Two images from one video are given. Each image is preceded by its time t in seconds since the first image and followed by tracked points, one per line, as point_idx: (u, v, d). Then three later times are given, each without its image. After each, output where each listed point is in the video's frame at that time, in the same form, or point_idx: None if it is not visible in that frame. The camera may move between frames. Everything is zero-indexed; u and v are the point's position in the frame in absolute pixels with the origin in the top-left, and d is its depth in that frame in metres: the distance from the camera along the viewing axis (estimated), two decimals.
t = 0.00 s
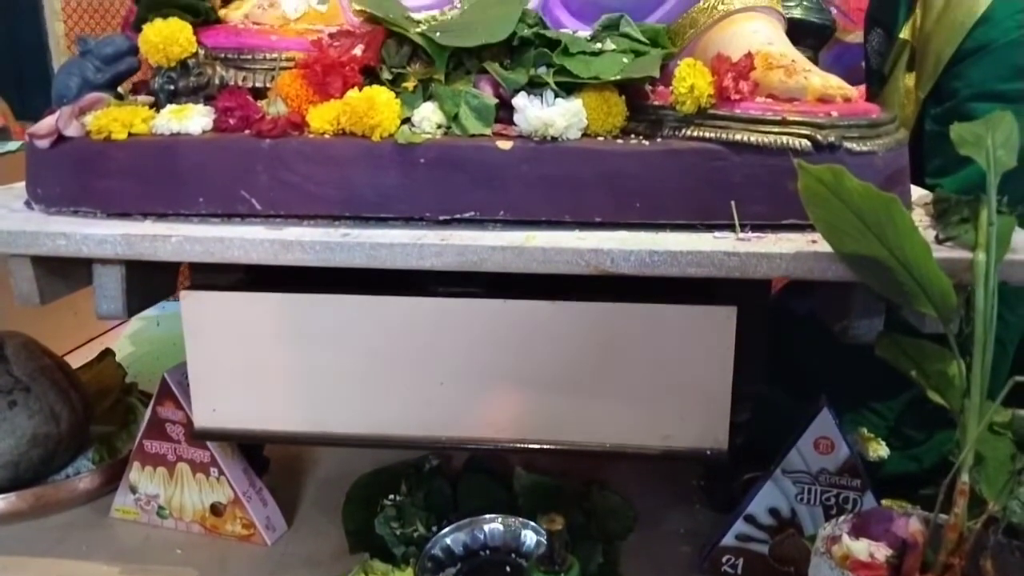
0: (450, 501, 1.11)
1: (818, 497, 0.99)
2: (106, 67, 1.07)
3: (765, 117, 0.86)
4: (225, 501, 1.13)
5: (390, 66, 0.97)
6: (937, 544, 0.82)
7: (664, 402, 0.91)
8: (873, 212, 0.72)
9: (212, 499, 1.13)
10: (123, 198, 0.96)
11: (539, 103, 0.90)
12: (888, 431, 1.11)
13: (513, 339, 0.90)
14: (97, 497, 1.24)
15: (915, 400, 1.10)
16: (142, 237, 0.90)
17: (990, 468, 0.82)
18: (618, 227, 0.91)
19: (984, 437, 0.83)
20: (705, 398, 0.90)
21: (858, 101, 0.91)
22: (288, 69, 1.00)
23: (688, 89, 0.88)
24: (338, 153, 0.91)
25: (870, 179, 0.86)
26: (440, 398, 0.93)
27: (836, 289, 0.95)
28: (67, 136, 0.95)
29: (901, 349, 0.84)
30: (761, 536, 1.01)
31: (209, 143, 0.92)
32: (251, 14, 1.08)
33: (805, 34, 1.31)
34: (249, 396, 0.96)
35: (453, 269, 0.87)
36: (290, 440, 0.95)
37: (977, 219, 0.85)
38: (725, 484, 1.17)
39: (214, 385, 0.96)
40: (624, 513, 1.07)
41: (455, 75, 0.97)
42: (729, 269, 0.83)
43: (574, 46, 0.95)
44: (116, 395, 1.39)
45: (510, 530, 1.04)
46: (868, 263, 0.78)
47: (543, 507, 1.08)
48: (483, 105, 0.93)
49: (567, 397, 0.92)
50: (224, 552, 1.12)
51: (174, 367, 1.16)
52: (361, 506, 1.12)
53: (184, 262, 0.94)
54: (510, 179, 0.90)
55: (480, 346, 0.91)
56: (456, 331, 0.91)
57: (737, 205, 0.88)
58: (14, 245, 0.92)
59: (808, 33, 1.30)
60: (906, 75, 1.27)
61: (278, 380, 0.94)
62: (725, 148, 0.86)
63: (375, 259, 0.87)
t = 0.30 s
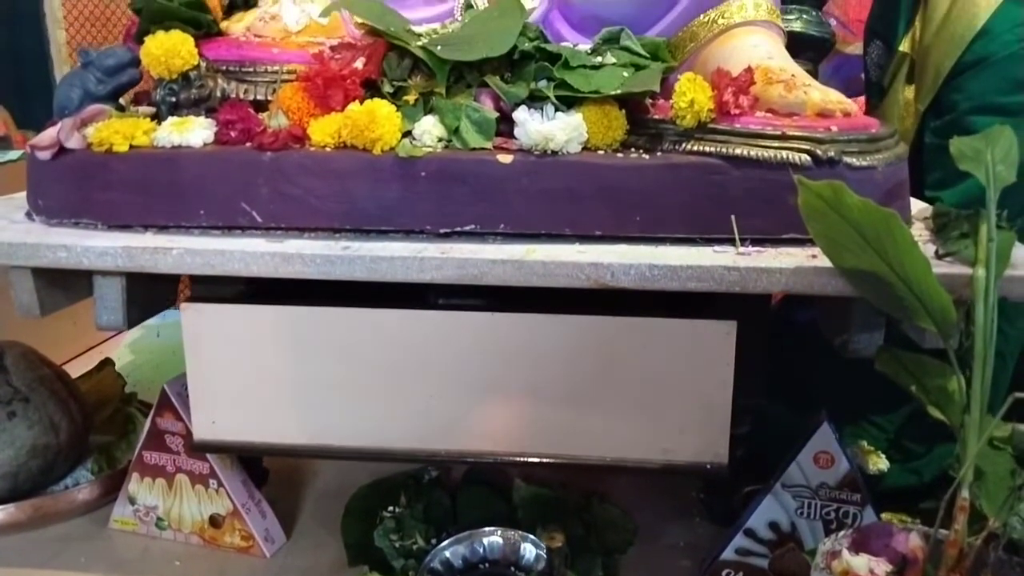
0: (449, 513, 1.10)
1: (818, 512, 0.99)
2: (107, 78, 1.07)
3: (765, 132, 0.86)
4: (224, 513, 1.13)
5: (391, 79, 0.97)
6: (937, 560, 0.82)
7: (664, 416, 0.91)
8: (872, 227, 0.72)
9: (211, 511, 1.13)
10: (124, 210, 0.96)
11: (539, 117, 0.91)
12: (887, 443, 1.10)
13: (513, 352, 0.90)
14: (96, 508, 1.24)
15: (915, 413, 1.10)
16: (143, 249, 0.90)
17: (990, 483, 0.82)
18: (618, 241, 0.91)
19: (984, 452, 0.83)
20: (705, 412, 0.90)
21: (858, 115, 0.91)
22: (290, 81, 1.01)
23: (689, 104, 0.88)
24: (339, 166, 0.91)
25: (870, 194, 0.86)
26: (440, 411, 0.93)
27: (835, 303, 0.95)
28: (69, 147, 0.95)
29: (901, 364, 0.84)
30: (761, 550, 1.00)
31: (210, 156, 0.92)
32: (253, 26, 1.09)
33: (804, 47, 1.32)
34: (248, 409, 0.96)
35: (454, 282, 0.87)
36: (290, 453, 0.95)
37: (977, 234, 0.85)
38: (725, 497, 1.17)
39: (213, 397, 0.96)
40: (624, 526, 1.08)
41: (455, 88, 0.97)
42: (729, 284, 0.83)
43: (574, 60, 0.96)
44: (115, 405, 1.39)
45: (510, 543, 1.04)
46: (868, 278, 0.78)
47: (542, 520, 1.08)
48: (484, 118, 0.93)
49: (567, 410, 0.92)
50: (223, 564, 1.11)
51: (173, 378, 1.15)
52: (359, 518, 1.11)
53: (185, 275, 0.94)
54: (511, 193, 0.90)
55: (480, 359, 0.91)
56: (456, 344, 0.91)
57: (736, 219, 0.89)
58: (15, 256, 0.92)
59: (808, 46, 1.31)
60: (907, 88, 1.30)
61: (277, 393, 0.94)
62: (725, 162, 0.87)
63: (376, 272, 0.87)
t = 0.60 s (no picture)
0: (450, 534, 1.10)
1: (821, 535, 0.98)
2: (109, 99, 1.07)
3: (766, 154, 0.87)
4: (223, 535, 1.12)
5: (393, 101, 0.98)
6: None
7: (666, 440, 0.90)
8: (874, 251, 0.72)
9: (211, 533, 1.12)
10: (125, 232, 0.96)
11: (540, 139, 0.91)
12: (891, 463, 1.10)
13: (514, 375, 0.90)
14: (95, 529, 1.23)
15: (920, 432, 1.09)
16: (143, 271, 0.90)
17: (995, 506, 0.82)
18: (619, 263, 0.91)
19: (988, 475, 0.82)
20: (707, 435, 0.90)
21: (858, 137, 0.91)
22: (292, 103, 1.01)
23: (689, 126, 0.88)
24: (341, 189, 0.91)
25: (871, 217, 0.86)
26: (441, 434, 0.93)
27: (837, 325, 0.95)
28: (70, 169, 0.95)
29: (904, 387, 0.83)
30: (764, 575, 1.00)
31: (212, 178, 0.92)
32: (255, 48, 1.09)
33: (805, 68, 1.32)
34: (248, 432, 0.95)
35: (455, 305, 0.87)
36: (290, 476, 0.95)
37: (979, 257, 0.85)
38: (727, 519, 1.16)
39: (213, 420, 0.95)
40: (625, 547, 1.08)
41: (457, 110, 0.97)
42: (731, 306, 0.83)
43: (574, 82, 0.97)
44: (115, 424, 1.39)
45: (511, 566, 1.01)
46: (869, 301, 0.78)
47: (544, 543, 1.08)
48: (485, 141, 0.93)
49: (569, 434, 0.91)
50: None
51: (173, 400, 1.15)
52: (359, 541, 1.11)
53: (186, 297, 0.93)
54: (512, 215, 0.90)
55: (480, 381, 0.91)
56: (457, 367, 0.90)
57: (738, 242, 0.88)
58: (15, 279, 0.92)
59: (808, 66, 1.31)
60: (906, 106, 1.32)
61: (278, 416, 0.94)
62: (726, 185, 0.86)
63: (377, 295, 0.87)
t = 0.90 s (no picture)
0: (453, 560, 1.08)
1: (827, 563, 0.97)
2: (116, 124, 1.08)
3: (770, 182, 0.87)
4: (226, 560, 1.11)
5: (398, 127, 0.98)
6: None
7: (670, 468, 0.90)
8: (880, 281, 0.72)
9: (213, 558, 1.12)
10: (131, 257, 0.96)
11: (545, 167, 0.91)
12: (897, 488, 1.09)
13: (518, 402, 0.90)
14: (99, 552, 1.23)
15: (925, 458, 1.09)
16: (149, 297, 0.90)
17: (1002, 535, 0.81)
18: (623, 289, 0.91)
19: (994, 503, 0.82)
20: (712, 464, 0.89)
21: (862, 164, 0.92)
22: (298, 129, 1.01)
23: (694, 154, 0.88)
24: (346, 216, 0.91)
25: (876, 245, 0.86)
26: (445, 461, 0.92)
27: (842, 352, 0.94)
28: (77, 195, 0.95)
29: (910, 416, 0.83)
30: None
31: (218, 204, 0.92)
32: (261, 74, 1.09)
33: (809, 93, 1.32)
34: (252, 458, 0.95)
35: (459, 331, 0.87)
36: (293, 503, 0.95)
37: (984, 285, 0.85)
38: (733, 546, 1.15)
39: (217, 447, 0.95)
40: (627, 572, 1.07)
41: (462, 136, 0.98)
42: (736, 335, 0.83)
43: (579, 109, 0.97)
44: (118, 446, 1.38)
45: None
46: (874, 331, 0.78)
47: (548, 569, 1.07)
48: (490, 168, 0.94)
49: (573, 462, 0.91)
50: None
51: (176, 424, 1.15)
52: (362, 566, 1.10)
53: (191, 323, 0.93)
54: (517, 242, 0.90)
55: (485, 409, 0.90)
56: (461, 394, 0.90)
57: (742, 269, 0.88)
58: (20, 304, 0.92)
59: (813, 91, 1.32)
60: (910, 130, 1.36)
61: (281, 442, 0.94)
62: (730, 213, 0.87)
63: (382, 321, 0.87)
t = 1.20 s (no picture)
0: None
1: None
2: (120, 147, 1.09)
3: (769, 207, 0.87)
4: None
5: (400, 151, 0.99)
6: None
7: (671, 492, 0.90)
8: (881, 308, 0.72)
9: None
10: (134, 281, 0.96)
11: (546, 191, 0.92)
12: (899, 510, 1.09)
13: (520, 425, 0.90)
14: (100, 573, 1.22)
15: (927, 480, 1.09)
16: (151, 321, 0.91)
17: (1005, 559, 0.81)
18: (625, 313, 0.91)
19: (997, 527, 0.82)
20: (714, 487, 0.89)
21: (861, 188, 0.92)
22: (301, 153, 1.02)
23: (695, 178, 0.88)
24: (348, 239, 0.92)
25: (876, 269, 0.87)
26: (445, 484, 0.92)
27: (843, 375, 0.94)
28: (81, 219, 0.96)
29: (911, 439, 0.83)
30: None
31: (221, 228, 0.93)
32: (264, 98, 1.11)
33: (808, 114, 1.33)
34: (253, 481, 0.95)
35: (460, 355, 0.87)
36: (294, 526, 0.95)
37: (984, 310, 0.85)
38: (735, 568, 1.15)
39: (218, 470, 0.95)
40: None
41: (463, 160, 0.99)
42: (737, 359, 0.83)
43: (580, 133, 0.98)
44: (119, 466, 1.38)
45: None
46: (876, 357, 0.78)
47: None
48: (492, 192, 0.94)
49: (574, 485, 0.91)
50: None
51: (178, 446, 1.15)
52: None
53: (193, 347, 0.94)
54: (519, 266, 0.90)
55: (485, 432, 0.90)
56: (462, 418, 0.90)
57: (743, 293, 0.89)
58: (23, 327, 0.92)
59: (813, 113, 1.33)
60: (909, 151, 1.37)
61: (283, 465, 0.94)
62: (731, 237, 0.87)
63: (384, 345, 0.87)
